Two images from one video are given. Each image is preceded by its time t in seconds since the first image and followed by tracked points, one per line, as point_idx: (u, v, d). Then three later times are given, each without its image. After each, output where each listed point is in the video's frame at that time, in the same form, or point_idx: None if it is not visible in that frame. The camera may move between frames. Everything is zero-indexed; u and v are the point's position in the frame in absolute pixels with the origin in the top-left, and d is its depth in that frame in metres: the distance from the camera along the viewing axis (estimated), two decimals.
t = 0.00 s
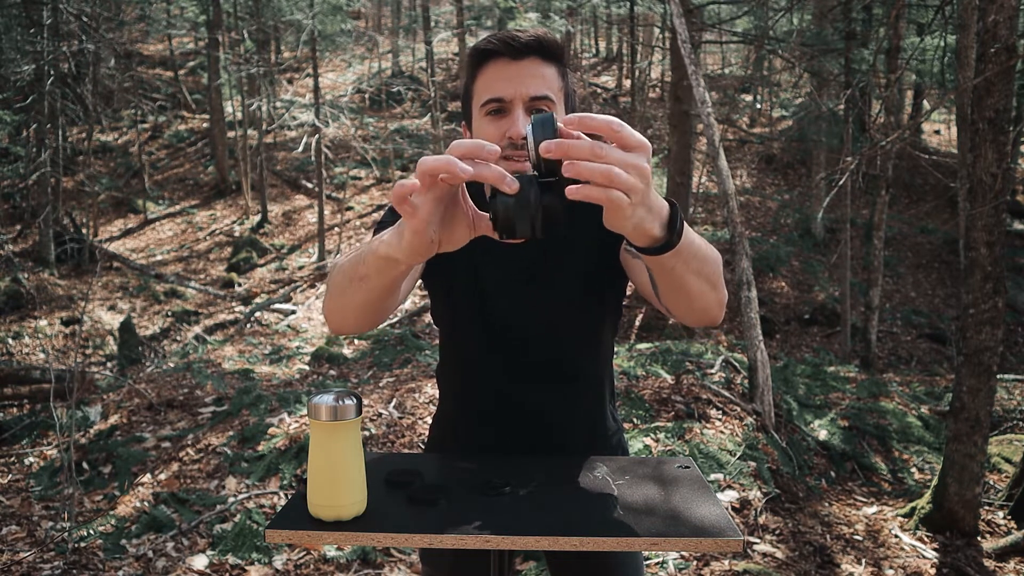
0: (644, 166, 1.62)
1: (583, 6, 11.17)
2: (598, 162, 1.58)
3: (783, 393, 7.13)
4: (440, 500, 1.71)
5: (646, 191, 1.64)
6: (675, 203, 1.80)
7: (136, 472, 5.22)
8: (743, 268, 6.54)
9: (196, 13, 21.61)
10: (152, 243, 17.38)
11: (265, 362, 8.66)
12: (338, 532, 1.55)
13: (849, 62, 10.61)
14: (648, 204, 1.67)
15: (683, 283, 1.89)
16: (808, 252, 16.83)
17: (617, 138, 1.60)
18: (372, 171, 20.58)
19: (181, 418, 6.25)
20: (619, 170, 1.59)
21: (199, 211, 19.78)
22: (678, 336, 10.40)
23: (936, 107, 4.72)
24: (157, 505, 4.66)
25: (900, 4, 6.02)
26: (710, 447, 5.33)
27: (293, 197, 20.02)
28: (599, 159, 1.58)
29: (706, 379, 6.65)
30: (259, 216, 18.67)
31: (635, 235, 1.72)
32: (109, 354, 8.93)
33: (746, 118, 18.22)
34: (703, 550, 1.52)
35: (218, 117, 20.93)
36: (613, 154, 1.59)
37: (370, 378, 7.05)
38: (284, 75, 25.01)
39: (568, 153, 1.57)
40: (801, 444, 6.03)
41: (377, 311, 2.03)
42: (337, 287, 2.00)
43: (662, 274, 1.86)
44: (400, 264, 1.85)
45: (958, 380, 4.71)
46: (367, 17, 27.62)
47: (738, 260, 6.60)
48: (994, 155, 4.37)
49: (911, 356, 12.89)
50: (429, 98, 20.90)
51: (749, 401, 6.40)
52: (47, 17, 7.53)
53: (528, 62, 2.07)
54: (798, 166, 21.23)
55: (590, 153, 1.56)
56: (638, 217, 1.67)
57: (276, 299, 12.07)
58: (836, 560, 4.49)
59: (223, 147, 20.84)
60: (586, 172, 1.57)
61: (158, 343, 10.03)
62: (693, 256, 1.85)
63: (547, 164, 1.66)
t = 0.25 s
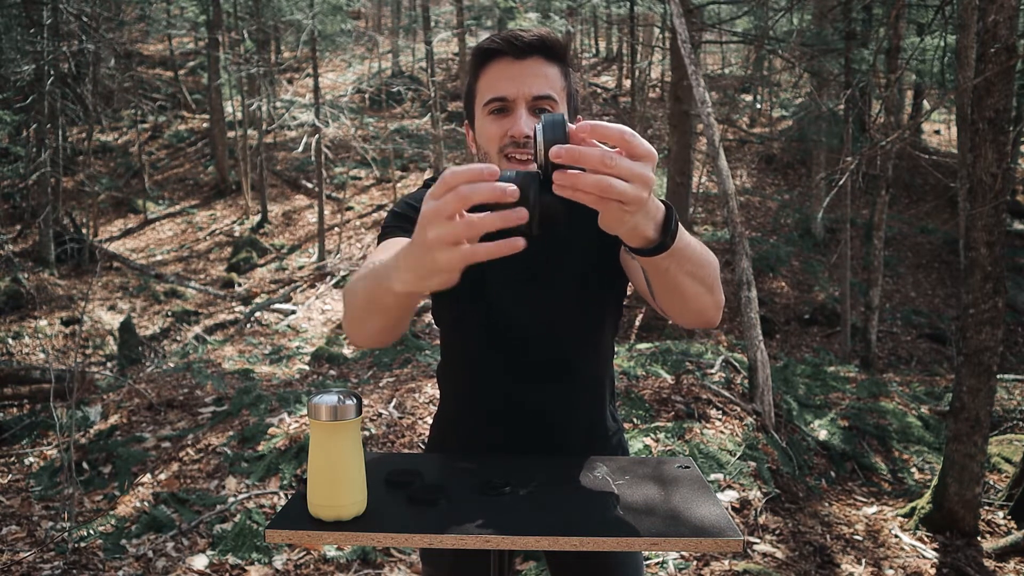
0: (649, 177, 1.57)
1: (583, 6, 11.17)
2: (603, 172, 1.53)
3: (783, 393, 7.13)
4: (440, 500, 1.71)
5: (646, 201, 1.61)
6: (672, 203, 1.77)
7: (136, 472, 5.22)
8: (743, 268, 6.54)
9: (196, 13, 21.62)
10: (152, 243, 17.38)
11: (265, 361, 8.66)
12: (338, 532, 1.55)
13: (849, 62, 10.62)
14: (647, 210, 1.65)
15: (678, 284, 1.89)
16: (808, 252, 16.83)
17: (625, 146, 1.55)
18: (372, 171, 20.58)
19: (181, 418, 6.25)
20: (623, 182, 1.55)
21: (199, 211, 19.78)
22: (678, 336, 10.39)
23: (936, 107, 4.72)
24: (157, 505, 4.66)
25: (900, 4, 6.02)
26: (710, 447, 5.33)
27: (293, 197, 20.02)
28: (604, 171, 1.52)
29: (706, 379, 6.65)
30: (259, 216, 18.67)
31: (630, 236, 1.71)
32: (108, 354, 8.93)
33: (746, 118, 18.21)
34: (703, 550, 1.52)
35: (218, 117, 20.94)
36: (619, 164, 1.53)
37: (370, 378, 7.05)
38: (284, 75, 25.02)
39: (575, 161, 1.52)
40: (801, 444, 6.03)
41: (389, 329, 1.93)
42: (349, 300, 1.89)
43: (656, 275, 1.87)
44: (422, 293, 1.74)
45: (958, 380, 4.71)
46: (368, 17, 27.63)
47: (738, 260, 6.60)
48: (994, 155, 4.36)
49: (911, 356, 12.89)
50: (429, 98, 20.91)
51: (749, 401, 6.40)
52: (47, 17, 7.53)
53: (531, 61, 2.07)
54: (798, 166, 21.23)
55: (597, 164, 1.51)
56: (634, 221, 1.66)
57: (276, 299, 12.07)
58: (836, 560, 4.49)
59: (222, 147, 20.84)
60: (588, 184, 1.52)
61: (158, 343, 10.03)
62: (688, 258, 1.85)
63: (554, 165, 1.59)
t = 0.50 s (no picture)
0: (650, 181, 1.57)
1: (583, 6, 11.17)
2: (604, 174, 1.52)
3: (783, 393, 7.13)
4: (440, 500, 1.71)
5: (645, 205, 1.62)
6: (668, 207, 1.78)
7: (136, 472, 5.22)
8: (743, 268, 6.54)
9: (196, 13, 21.62)
10: (152, 243, 17.38)
11: (265, 361, 8.66)
12: (338, 532, 1.55)
13: (849, 62, 10.62)
14: (646, 214, 1.66)
15: (674, 288, 1.91)
16: (808, 252, 16.83)
17: (626, 151, 1.56)
18: (372, 171, 20.58)
19: (181, 418, 6.25)
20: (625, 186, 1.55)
21: (199, 211, 19.77)
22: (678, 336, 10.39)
23: (936, 107, 4.72)
24: (157, 505, 4.66)
25: (900, 4, 6.02)
26: (710, 447, 5.33)
27: (293, 197, 20.02)
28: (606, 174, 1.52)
29: (706, 379, 6.64)
30: (259, 216, 18.66)
31: (627, 239, 1.72)
32: (108, 354, 8.93)
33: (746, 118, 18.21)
34: (703, 550, 1.52)
35: (218, 117, 20.93)
36: (622, 168, 1.53)
37: (370, 378, 7.05)
38: (283, 75, 25.01)
39: (577, 162, 1.51)
40: (801, 444, 6.03)
41: (434, 368, 1.87)
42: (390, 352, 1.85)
43: (652, 278, 1.88)
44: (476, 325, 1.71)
45: (958, 380, 4.71)
46: (368, 17, 27.62)
47: (738, 260, 6.60)
48: (994, 155, 4.36)
49: (911, 356, 12.89)
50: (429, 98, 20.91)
51: (749, 401, 6.40)
52: (47, 17, 7.52)
53: (530, 64, 2.07)
54: (798, 166, 21.22)
55: (599, 166, 1.50)
56: (632, 226, 1.67)
57: (276, 299, 12.07)
58: (836, 560, 4.49)
59: (222, 147, 20.84)
60: (589, 185, 1.51)
61: (158, 343, 10.03)
62: (685, 262, 1.86)
63: (553, 167, 1.57)
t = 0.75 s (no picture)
0: (651, 180, 1.57)
1: (583, 6, 11.17)
2: (605, 170, 1.53)
3: (783, 393, 7.13)
4: (440, 500, 1.71)
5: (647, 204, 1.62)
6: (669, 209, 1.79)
7: (136, 472, 5.22)
8: (743, 268, 6.54)
9: (196, 13, 21.63)
10: (152, 243, 17.38)
11: (265, 361, 8.65)
12: (338, 532, 1.55)
13: (849, 62, 10.62)
14: (647, 215, 1.67)
15: (675, 291, 1.91)
16: (808, 252, 16.83)
17: (626, 149, 1.56)
18: (372, 171, 20.58)
19: (181, 418, 6.25)
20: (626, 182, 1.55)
21: (199, 211, 19.77)
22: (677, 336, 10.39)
23: (936, 107, 4.71)
24: (157, 505, 4.66)
25: (901, 3, 6.01)
26: (710, 447, 5.33)
27: (293, 197, 20.02)
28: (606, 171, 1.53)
29: (706, 379, 6.65)
30: (259, 216, 18.66)
31: (628, 241, 1.73)
32: (108, 354, 8.93)
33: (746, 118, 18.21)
34: (703, 550, 1.52)
35: (218, 117, 20.93)
36: (623, 164, 1.53)
37: (370, 378, 7.05)
38: (284, 75, 25.02)
39: (577, 158, 1.51)
40: (801, 444, 6.03)
41: (451, 378, 1.89)
42: (411, 370, 1.88)
43: (653, 281, 1.88)
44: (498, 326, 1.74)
45: (958, 380, 4.71)
46: (368, 17, 27.61)
47: (738, 260, 6.60)
48: (994, 155, 4.36)
49: (911, 356, 12.89)
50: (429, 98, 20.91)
51: (749, 401, 6.40)
52: (47, 17, 7.52)
53: (530, 67, 2.06)
54: (798, 165, 21.22)
55: (600, 162, 1.51)
56: (634, 226, 1.68)
57: (276, 299, 12.07)
58: (836, 560, 4.49)
59: (222, 147, 20.84)
60: (590, 181, 1.52)
61: (158, 343, 10.03)
62: (686, 265, 1.86)
63: (554, 164, 1.58)
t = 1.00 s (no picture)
0: (654, 188, 1.57)
1: (583, 6, 11.17)
2: (607, 175, 1.52)
3: (783, 393, 7.13)
4: (441, 500, 1.71)
5: (649, 212, 1.62)
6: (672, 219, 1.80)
7: (136, 472, 5.22)
8: (743, 268, 6.54)
9: (196, 13, 21.64)
10: (152, 243, 17.38)
11: (265, 362, 8.65)
12: (338, 532, 1.55)
13: (849, 62, 10.62)
14: (649, 223, 1.67)
15: (679, 304, 1.92)
16: (808, 252, 16.83)
17: (629, 155, 1.54)
18: (372, 171, 20.58)
19: (181, 418, 6.25)
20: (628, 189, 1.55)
21: (199, 211, 19.77)
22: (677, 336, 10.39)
23: (935, 107, 4.72)
24: (157, 505, 4.66)
25: (901, 4, 6.01)
26: (710, 447, 5.33)
27: (293, 197, 20.03)
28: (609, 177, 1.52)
29: (706, 379, 6.65)
30: (259, 216, 18.66)
31: (631, 252, 1.74)
32: (108, 354, 8.93)
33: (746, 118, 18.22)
34: (703, 550, 1.52)
35: (218, 117, 20.94)
36: (626, 169, 1.53)
37: (370, 378, 7.05)
38: (284, 75, 25.02)
39: (580, 163, 1.50)
40: (801, 444, 6.02)
41: (459, 394, 1.89)
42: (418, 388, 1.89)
43: (657, 294, 1.90)
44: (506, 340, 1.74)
45: (958, 380, 4.71)
46: (368, 17, 27.62)
47: (738, 260, 6.60)
48: (994, 155, 4.36)
49: (911, 356, 12.89)
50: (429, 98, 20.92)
51: (749, 401, 6.41)
52: (48, 17, 7.52)
53: (524, 70, 2.06)
54: (798, 165, 21.23)
55: (602, 167, 1.50)
56: (636, 235, 1.68)
57: (276, 299, 12.07)
58: (836, 560, 4.49)
59: (222, 147, 20.84)
60: (593, 186, 1.51)
61: (159, 343, 10.03)
62: (689, 278, 1.88)
63: (557, 169, 1.57)
